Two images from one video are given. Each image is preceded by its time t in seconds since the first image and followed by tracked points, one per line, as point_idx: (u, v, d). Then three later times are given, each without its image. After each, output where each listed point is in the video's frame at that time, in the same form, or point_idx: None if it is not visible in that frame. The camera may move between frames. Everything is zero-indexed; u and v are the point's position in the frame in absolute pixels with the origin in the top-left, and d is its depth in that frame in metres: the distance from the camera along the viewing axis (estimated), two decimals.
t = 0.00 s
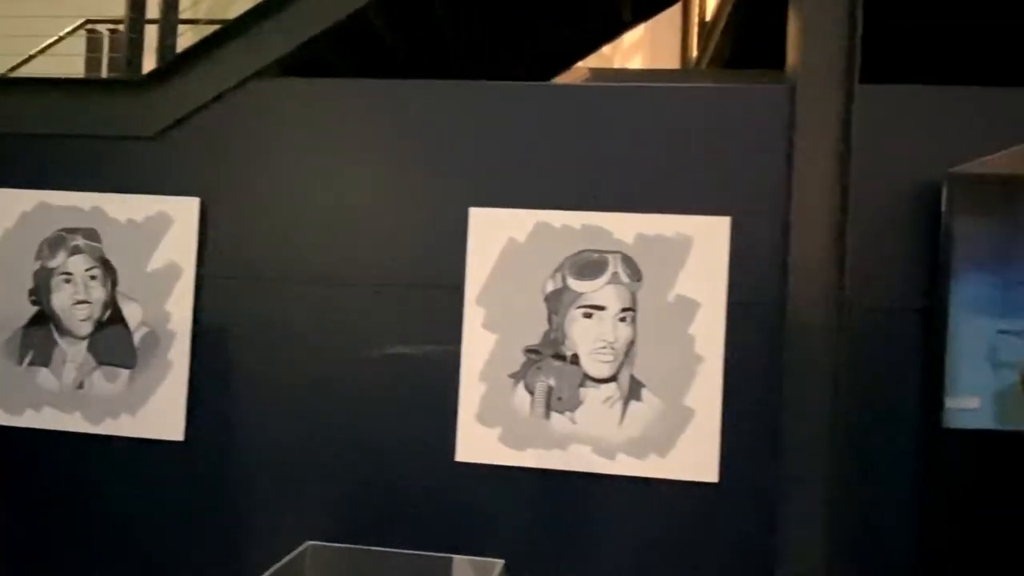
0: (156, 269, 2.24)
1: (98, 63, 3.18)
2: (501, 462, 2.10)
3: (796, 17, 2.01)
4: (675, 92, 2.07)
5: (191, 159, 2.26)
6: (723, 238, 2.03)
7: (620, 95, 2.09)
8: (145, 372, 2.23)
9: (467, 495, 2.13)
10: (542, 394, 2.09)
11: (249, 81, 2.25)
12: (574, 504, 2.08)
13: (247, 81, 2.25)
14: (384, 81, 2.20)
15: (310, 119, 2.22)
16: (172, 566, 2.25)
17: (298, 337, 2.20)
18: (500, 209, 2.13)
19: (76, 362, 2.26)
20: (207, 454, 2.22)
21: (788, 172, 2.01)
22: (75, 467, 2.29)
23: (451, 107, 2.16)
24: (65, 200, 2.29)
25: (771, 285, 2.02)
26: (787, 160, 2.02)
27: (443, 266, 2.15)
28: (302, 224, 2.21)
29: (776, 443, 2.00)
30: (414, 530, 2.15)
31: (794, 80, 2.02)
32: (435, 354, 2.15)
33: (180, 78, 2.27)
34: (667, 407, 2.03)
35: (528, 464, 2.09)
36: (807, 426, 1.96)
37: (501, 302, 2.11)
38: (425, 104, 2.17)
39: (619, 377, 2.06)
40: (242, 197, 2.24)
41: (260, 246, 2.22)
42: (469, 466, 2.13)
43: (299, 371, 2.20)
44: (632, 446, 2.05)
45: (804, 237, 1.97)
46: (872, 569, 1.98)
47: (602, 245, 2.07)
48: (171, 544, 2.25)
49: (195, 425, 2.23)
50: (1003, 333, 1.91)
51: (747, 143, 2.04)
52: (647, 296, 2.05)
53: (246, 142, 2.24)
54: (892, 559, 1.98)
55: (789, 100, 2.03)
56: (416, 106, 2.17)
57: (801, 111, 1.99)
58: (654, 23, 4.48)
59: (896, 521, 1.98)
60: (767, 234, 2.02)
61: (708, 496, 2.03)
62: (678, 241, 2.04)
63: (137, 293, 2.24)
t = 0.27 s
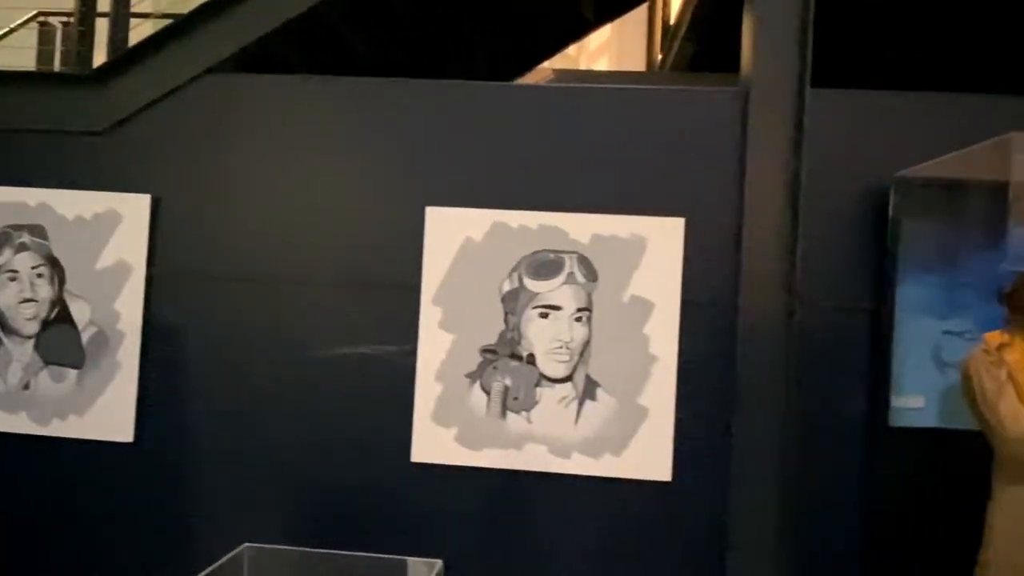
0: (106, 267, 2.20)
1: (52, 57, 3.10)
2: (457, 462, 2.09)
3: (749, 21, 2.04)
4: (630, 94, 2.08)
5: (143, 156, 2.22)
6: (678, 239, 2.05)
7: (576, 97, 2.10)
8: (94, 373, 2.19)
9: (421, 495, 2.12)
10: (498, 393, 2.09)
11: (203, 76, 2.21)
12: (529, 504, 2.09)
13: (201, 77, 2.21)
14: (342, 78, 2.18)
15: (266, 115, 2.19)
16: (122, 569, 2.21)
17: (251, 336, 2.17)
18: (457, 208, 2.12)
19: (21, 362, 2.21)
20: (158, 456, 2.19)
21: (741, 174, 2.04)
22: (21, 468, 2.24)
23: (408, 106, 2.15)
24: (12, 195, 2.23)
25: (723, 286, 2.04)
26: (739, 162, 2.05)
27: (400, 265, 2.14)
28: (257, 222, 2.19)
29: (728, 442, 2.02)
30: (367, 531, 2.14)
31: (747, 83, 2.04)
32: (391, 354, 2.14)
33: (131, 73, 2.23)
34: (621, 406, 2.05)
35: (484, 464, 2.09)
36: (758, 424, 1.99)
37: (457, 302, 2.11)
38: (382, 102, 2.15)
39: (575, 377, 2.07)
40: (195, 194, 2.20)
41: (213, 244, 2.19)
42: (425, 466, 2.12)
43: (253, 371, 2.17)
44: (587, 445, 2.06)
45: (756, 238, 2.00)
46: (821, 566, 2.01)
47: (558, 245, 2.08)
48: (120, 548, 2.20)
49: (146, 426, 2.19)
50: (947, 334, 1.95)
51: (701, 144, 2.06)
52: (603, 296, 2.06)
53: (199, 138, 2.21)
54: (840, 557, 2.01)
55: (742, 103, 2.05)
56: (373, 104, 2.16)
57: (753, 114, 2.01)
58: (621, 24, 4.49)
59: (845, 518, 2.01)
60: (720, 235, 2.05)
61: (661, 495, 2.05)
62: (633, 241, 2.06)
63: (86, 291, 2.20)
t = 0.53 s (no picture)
0: (54, 265, 2.14)
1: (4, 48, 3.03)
2: (414, 463, 2.08)
3: (707, 24, 2.05)
4: (589, 95, 2.09)
5: (93, 151, 2.17)
6: (636, 240, 2.05)
7: (536, 97, 2.10)
8: (41, 374, 2.13)
9: (377, 497, 2.10)
10: (455, 394, 2.08)
11: (156, 71, 2.17)
12: (486, 505, 2.08)
13: (154, 71, 2.17)
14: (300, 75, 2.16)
15: (222, 111, 2.15)
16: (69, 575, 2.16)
17: (204, 336, 2.14)
18: (415, 208, 2.11)
19: None
20: (107, 458, 2.14)
21: (698, 175, 2.05)
22: None
23: (366, 104, 2.12)
24: None
25: (680, 287, 2.05)
26: (696, 164, 2.06)
27: (357, 265, 2.12)
28: (212, 220, 2.15)
29: (683, 442, 2.03)
30: (323, 534, 2.12)
31: (704, 86, 2.06)
32: (348, 354, 2.11)
33: (81, 67, 2.17)
34: (578, 407, 2.05)
35: (441, 465, 2.07)
36: (713, 425, 2.00)
37: (415, 302, 2.09)
38: (339, 100, 2.13)
39: (533, 377, 2.06)
40: (147, 191, 2.16)
41: (165, 242, 2.15)
42: (381, 468, 2.10)
43: (206, 372, 2.13)
44: (545, 446, 2.06)
45: (712, 240, 2.01)
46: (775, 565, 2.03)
47: (517, 246, 2.08)
48: (67, 552, 2.15)
49: (95, 428, 2.14)
50: (896, 335, 1.98)
51: (659, 146, 2.07)
52: (561, 296, 2.06)
53: (151, 134, 2.16)
54: (793, 556, 2.03)
55: (699, 105, 2.06)
56: (331, 102, 2.13)
57: (710, 117, 2.03)
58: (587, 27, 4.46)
59: (797, 518, 2.03)
60: (677, 236, 2.06)
61: (618, 496, 2.05)
62: (591, 242, 2.06)
63: (33, 290, 2.14)
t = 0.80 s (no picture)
0: None
1: None
2: (372, 466, 2.05)
3: (668, 24, 2.05)
4: (551, 93, 2.08)
5: (41, 145, 2.10)
6: (597, 240, 2.04)
7: (498, 95, 2.08)
8: None
9: (334, 502, 2.06)
10: (415, 395, 2.05)
11: (107, 64, 2.11)
12: (443, 508, 2.05)
13: (106, 63, 2.10)
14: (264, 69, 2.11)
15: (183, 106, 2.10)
16: None
17: (156, 336, 2.08)
18: (375, 206, 2.08)
19: None
20: (54, 461, 2.08)
21: (659, 176, 2.05)
22: None
23: (325, 100, 2.09)
24: None
25: (641, 288, 2.05)
26: (658, 164, 2.06)
27: (316, 263, 2.08)
28: (173, 218, 2.09)
29: (644, 443, 2.03)
30: (278, 540, 2.07)
31: (665, 86, 2.06)
32: (305, 355, 2.07)
33: (29, 58, 2.10)
34: (539, 408, 2.03)
35: (400, 467, 2.05)
36: (673, 426, 2.00)
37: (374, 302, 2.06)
38: (298, 96, 2.09)
39: (493, 378, 2.04)
40: (97, 186, 2.09)
41: (116, 239, 2.09)
42: (339, 470, 2.06)
43: (159, 372, 2.08)
44: (505, 447, 2.04)
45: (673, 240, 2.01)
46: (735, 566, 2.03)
47: (478, 245, 2.06)
48: (11, 559, 2.08)
49: (41, 430, 2.08)
50: (853, 335, 2.00)
51: (620, 146, 2.06)
52: (522, 296, 2.05)
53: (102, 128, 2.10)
54: (751, 558, 2.02)
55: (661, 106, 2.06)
56: (289, 98, 2.09)
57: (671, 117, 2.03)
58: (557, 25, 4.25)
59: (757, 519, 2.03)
60: (638, 237, 2.05)
61: (578, 498, 2.04)
62: (553, 242, 2.05)
63: None
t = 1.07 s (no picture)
0: None
1: None
2: (334, 469, 2.00)
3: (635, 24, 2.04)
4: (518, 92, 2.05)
5: None
6: (564, 240, 2.03)
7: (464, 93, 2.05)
8: None
9: (291, 508, 2.01)
10: (378, 397, 2.01)
11: (57, 55, 2.03)
12: (405, 512, 2.01)
13: (61, 52, 2.03)
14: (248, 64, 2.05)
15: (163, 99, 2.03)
16: None
17: (109, 337, 2.01)
18: (337, 204, 2.03)
19: None
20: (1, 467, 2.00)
21: (625, 176, 2.04)
22: None
23: (287, 94, 2.04)
24: None
25: (608, 289, 2.03)
26: (625, 164, 2.05)
27: (276, 262, 2.03)
28: (149, 215, 2.03)
29: (609, 445, 2.01)
30: (235, 548, 2.01)
31: (632, 86, 2.05)
32: (264, 356, 2.02)
33: None
34: (504, 409, 2.01)
35: (363, 470, 2.00)
36: (638, 427, 1.99)
37: (337, 302, 2.02)
38: (258, 90, 2.04)
39: (458, 379, 2.01)
40: (47, 182, 2.02)
41: (67, 236, 2.02)
42: (299, 474, 2.01)
43: (111, 374, 2.01)
44: (469, 449, 2.01)
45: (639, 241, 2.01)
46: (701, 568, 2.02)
47: (443, 244, 2.02)
48: None
49: None
50: (816, 337, 2.02)
51: (586, 146, 2.05)
52: (488, 296, 2.02)
53: (52, 122, 2.03)
54: (715, 560, 2.02)
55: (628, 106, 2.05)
56: (249, 92, 2.04)
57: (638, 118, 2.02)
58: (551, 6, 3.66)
59: (723, 520, 2.02)
60: (605, 237, 2.04)
61: (543, 501, 2.02)
62: (519, 242, 2.03)
63: None
